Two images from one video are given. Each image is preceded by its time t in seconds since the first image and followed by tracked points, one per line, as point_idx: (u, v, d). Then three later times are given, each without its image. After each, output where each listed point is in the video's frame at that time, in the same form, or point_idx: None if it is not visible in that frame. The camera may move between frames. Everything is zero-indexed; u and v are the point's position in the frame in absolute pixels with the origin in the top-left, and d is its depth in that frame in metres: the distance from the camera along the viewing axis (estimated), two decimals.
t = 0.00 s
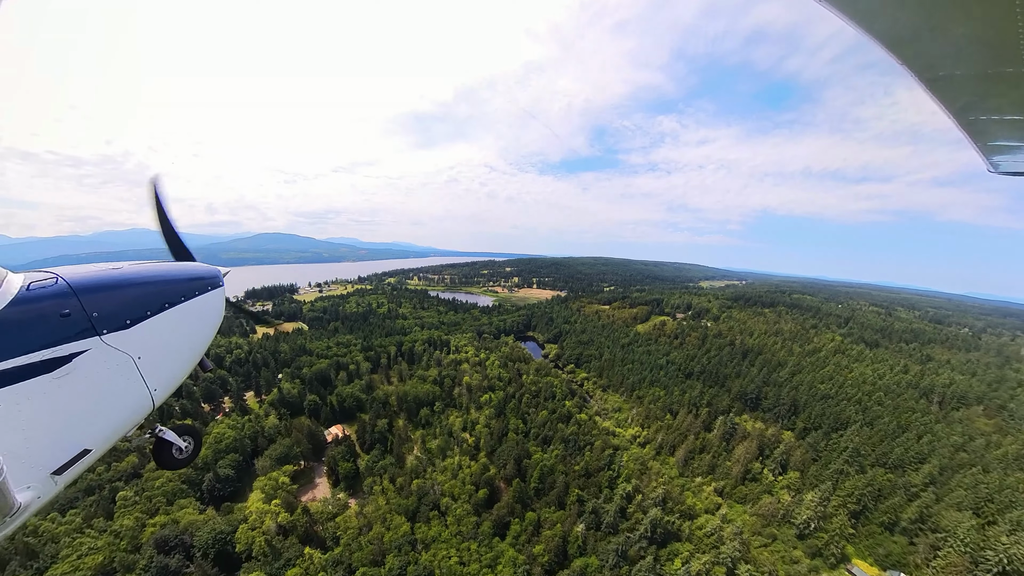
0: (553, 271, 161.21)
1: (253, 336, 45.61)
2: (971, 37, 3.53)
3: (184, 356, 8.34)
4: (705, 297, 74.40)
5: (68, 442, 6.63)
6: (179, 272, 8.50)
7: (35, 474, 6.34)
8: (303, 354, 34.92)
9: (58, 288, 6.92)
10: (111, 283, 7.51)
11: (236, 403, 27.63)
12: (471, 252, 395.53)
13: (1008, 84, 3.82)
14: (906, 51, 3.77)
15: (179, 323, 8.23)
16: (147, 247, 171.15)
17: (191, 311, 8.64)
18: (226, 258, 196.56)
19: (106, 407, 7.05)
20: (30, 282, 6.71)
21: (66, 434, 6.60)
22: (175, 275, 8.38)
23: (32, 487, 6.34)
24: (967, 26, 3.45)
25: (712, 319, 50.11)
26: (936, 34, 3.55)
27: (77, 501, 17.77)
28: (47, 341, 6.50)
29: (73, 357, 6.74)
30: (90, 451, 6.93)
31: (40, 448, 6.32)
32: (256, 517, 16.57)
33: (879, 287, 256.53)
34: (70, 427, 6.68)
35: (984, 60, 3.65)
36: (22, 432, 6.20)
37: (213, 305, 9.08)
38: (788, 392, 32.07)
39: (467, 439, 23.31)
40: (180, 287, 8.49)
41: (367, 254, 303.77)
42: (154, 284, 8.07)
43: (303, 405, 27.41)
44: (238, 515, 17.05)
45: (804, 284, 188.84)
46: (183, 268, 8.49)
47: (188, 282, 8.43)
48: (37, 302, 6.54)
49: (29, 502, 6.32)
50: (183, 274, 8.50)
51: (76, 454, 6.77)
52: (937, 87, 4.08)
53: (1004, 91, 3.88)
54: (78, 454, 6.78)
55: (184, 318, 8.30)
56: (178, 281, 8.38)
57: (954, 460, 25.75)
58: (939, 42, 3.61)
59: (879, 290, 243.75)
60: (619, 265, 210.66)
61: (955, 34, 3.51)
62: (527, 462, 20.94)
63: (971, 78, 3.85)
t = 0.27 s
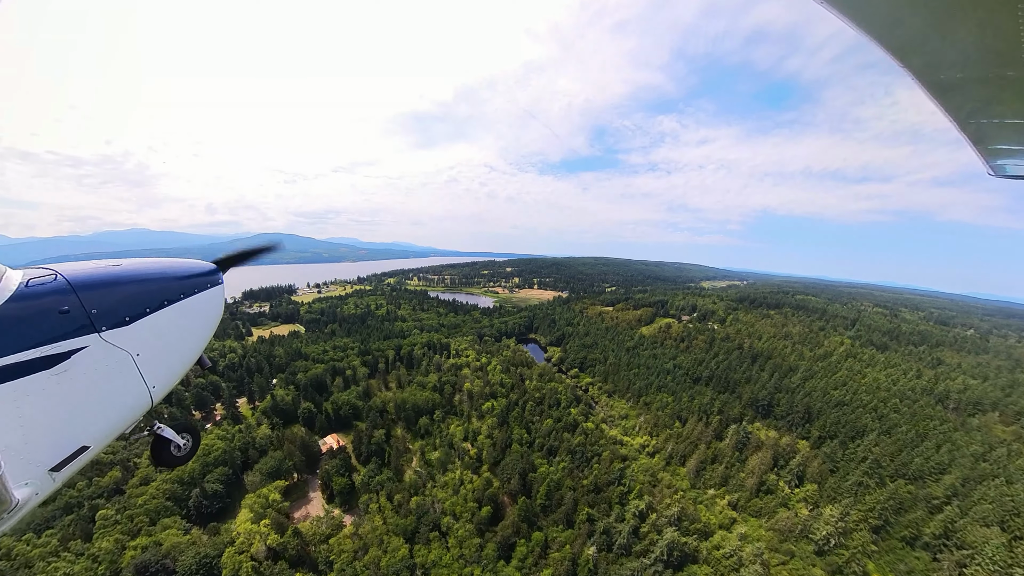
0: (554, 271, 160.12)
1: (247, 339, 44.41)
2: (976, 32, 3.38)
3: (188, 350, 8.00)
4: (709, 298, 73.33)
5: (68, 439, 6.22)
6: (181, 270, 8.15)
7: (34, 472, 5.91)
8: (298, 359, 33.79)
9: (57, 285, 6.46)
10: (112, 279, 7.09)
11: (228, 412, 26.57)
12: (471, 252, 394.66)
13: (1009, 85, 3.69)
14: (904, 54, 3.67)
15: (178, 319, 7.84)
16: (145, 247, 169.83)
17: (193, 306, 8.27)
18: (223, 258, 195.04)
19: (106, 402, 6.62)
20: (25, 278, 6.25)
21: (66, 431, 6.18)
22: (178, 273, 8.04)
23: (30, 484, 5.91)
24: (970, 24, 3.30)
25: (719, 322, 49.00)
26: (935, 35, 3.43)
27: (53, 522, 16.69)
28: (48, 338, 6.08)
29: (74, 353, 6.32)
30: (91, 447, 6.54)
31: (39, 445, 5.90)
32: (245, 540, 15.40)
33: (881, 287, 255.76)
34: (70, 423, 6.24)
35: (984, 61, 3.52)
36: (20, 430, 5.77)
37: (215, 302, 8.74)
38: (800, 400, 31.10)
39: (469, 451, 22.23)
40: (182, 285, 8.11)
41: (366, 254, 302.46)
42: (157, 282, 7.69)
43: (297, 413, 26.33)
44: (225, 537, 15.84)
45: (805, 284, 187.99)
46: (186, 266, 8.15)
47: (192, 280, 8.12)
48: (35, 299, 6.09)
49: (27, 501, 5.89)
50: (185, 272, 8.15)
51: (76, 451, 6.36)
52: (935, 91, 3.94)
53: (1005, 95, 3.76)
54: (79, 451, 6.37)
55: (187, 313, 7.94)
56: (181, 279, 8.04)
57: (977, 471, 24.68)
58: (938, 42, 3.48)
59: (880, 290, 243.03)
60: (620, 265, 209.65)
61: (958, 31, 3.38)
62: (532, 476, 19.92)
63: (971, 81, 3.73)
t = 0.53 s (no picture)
0: (555, 271, 158.84)
1: (242, 342, 43.23)
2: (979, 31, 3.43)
3: (188, 353, 7.93)
4: (714, 299, 72.10)
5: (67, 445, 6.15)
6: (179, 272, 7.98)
7: (31, 478, 5.83)
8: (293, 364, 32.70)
9: (55, 289, 6.38)
10: (110, 283, 6.97)
11: (220, 420, 25.53)
12: (471, 252, 393.07)
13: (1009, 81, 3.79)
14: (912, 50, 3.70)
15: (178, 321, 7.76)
16: (143, 247, 168.49)
17: (192, 310, 8.16)
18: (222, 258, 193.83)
19: (107, 405, 6.59)
20: (23, 283, 6.17)
21: (64, 437, 6.10)
22: (176, 276, 7.86)
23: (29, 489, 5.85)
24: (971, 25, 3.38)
25: (726, 324, 47.77)
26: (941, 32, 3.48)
27: (28, 544, 15.68)
28: (45, 343, 5.99)
29: (70, 358, 6.21)
30: (90, 452, 6.47)
31: (37, 451, 5.82)
32: (231, 564, 14.27)
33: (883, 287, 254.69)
34: (69, 428, 6.17)
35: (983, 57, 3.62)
36: (19, 434, 5.71)
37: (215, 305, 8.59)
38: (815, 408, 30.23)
39: (471, 464, 21.13)
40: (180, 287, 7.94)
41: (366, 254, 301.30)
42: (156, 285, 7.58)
43: (291, 422, 25.31)
44: (209, 562, 14.56)
45: (808, 285, 186.74)
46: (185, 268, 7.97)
47: (189, 282, 7.90)
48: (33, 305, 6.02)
49: (25, 506, 5.82)
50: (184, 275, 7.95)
51: (75, 456, 6.30)
52: (936, 87, 4.05)
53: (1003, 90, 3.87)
54: (77, 456, 6.30)
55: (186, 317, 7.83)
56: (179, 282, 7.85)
57: (1003, 484, 23.57)
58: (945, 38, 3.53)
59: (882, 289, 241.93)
60: (621, 266, 208.41)
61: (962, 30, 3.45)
62: (537, 493, 18.94)
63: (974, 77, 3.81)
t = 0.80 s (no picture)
0: (556, 271, 157.55)
1: (238, 345, 42.08)
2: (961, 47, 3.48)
3: (177, 356, 8.54)
4: (719, 300, 70.94)
5: (59, 445, 6.78)
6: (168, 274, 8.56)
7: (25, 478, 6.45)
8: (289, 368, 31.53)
9: (48, 287, 6.98)
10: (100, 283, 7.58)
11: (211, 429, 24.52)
12: (471, 252, 392.14)
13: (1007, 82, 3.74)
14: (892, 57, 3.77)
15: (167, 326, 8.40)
16: (142, 247, 167.41)
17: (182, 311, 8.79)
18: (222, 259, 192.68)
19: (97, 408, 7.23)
20: (19, 281, 6.75)
21: (56, 437, 6.74)
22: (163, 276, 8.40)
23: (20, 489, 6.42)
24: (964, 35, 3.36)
25: (735, 327, 46.54)
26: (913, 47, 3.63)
27: None
28: (35, 342, 6.61)
29: (62, 358, 6.86)
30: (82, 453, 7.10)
31: (33, 450, 6.47)
32: None
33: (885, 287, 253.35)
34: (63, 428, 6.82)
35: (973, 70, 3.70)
36: (16, 433, 6.34)
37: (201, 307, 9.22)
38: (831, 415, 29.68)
39: (474, 478, 20.05)
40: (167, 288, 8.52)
41: (366, 254, 300.05)
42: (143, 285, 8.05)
43: (284, 432, 24.21)
44: None
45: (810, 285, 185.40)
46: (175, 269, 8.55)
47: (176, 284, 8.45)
48: (27, 303, 6.62)
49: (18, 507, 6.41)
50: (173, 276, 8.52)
51: (68, 457, 6.92)
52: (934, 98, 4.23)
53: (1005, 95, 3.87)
54: (69, 457, 6.91)
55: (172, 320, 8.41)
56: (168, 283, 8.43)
57: None
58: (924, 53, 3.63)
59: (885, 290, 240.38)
60: (623, 266, 207.12)
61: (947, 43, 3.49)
62: (546, 511, 17.99)
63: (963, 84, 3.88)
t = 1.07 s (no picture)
0: (558, 271, 156.45)
1: (233, 349, 41.01)
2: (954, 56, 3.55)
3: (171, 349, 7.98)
4: (724, 301, 69.85)
5: (45, 440, 6.17)
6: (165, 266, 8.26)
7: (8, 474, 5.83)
8: (285, 373, 30.43)
9: (37, 278, 6.38)
10: (94, 274, 7.10)
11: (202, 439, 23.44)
12: (472, 251, 391.53)
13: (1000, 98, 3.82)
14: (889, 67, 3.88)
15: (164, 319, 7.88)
16: (142, 247, 166.38)
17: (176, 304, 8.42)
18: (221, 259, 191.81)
19: (86, 402, 6.65)
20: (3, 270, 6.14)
21: (42, 432, 6.15)
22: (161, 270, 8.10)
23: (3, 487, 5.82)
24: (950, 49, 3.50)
25: (743, 330, 45.43)
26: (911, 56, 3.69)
27: None
28: (25, 332, 6.05)
29: (52, 350, 6.29)
30: (70, 448, 6.54)
31: (16, 446, 5.86)
32: None
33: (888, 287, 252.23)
34: (49, 423, 6.23)
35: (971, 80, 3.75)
36: None
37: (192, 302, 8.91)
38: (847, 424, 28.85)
39: (477, 494, 18.97)
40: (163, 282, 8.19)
41: (366, 254, 299.21)
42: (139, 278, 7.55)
43: (277, 442, 23.17)
44: None
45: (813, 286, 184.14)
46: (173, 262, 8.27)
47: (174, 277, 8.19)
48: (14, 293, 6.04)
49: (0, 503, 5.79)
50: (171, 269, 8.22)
51: (54, 452, 6.33)
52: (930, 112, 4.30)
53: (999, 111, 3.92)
54: (55, 452, 6.33)
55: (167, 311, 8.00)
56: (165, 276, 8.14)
57: None
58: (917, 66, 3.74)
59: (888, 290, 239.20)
60: (624, 266, 205.98)
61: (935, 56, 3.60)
62: (555, 530, 16.94)
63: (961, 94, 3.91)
